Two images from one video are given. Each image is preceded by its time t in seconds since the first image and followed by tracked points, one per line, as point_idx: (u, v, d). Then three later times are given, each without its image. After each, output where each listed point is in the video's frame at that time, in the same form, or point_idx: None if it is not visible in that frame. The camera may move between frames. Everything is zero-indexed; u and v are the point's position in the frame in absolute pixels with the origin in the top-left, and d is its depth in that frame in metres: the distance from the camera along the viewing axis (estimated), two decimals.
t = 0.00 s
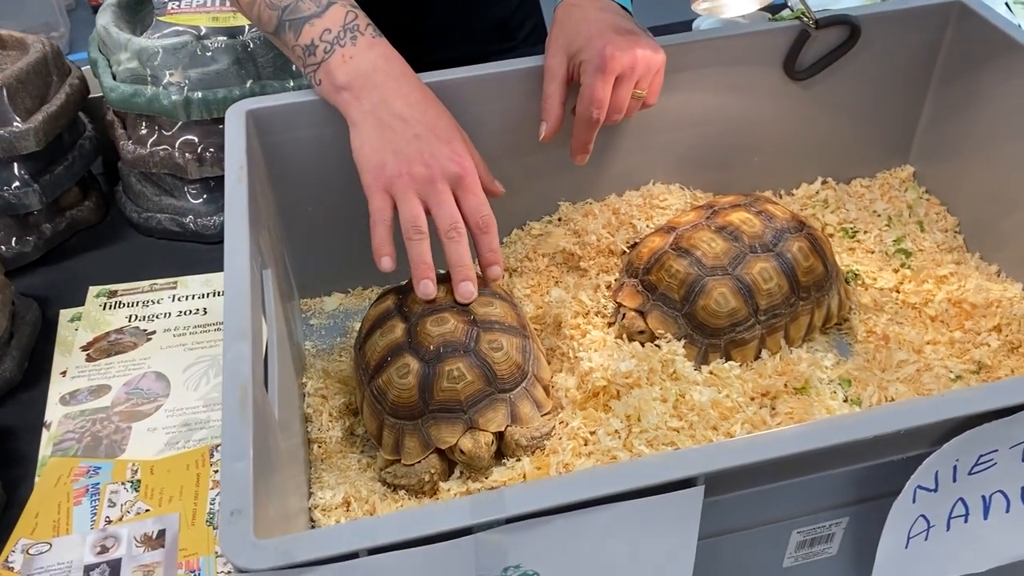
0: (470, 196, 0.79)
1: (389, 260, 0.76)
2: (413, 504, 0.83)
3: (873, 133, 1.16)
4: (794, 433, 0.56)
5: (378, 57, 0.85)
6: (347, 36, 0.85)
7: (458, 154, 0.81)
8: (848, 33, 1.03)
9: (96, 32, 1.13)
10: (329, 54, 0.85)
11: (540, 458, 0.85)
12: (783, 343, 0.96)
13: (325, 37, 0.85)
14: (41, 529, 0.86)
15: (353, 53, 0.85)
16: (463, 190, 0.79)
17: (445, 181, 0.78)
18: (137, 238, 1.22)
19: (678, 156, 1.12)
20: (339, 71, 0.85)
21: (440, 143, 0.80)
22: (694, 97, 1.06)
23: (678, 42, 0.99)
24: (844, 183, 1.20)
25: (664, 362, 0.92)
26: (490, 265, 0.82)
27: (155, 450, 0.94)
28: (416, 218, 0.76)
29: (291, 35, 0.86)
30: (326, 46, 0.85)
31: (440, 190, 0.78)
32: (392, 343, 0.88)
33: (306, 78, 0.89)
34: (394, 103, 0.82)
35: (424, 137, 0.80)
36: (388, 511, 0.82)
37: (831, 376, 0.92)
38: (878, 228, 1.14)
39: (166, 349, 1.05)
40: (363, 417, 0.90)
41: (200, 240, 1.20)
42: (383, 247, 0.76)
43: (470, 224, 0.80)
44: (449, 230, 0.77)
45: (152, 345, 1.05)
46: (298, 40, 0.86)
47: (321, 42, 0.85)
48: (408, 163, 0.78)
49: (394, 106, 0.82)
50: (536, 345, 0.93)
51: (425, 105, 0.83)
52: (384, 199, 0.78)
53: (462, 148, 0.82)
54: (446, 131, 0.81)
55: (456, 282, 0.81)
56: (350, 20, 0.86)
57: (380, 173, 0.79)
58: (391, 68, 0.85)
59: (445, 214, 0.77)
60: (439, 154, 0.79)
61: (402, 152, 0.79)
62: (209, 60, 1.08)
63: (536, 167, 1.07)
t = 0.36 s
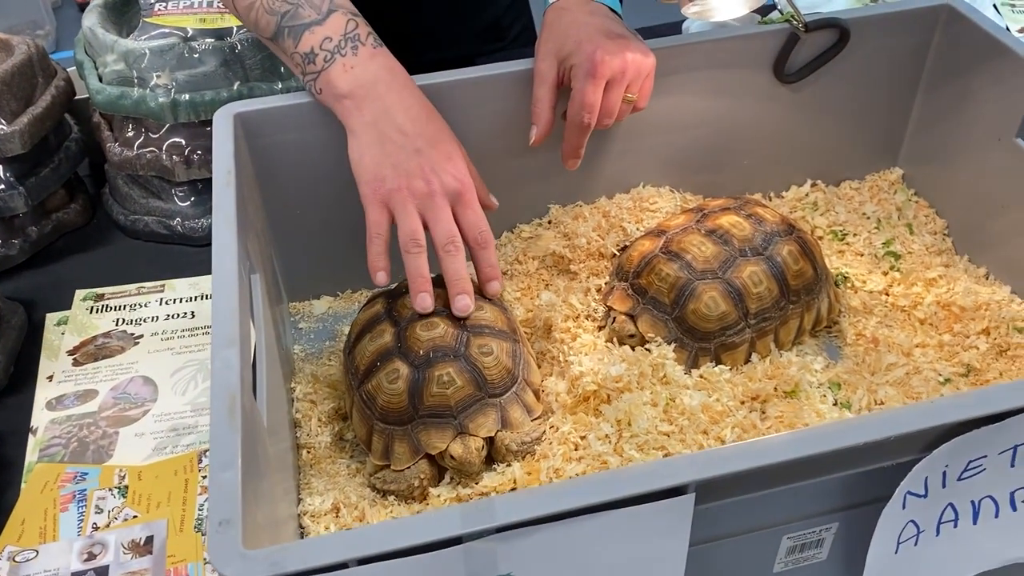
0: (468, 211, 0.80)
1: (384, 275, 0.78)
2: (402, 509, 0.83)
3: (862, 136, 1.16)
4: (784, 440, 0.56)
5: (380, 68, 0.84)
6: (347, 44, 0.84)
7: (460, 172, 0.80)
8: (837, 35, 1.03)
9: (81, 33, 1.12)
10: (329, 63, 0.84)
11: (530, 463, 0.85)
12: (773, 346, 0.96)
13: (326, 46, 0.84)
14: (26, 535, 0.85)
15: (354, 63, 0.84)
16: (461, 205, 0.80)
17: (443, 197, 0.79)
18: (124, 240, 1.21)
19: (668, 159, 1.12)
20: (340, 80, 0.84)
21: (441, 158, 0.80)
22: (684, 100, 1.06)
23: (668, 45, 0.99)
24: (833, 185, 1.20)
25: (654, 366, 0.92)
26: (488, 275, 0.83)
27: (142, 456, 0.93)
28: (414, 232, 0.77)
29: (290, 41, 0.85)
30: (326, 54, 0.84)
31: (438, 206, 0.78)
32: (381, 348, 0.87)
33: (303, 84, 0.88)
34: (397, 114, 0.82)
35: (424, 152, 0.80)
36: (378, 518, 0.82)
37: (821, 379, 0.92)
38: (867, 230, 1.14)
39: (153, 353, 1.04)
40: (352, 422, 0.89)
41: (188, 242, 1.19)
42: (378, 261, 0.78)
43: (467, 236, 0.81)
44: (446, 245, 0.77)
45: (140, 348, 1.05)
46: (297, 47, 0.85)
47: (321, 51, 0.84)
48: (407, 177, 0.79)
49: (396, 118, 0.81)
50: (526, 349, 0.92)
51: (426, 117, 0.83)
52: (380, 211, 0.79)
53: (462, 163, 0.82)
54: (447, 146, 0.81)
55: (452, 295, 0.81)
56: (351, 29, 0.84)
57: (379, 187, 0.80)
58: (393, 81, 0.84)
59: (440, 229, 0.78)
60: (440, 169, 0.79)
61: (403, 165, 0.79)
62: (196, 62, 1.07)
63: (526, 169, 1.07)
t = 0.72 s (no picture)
0: (466, 213, 0.80)
1: (385, 279, 0.77)
2: (398, 512, 0.83)
3: (857, 137, 1.16)
4: (781, 444, 0.56)
5: (375, 73, 0.84)
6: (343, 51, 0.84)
7: (459, 177, 0.80)
8: (834, 36, 1.03)
9: (74, 32, 1.11)
10: (324, 68, 0.84)
11: (526, 466, 0.84)
12: (769, 348, 0.96)
13: (322, 50, 0.84)
14: (19, 539, 0.85)
15: (350, 68, 0.84)
16: (460, 208, 0.80)
17: (440, 201, 0.78)
18: (118, 241, 1.20)
19: (664, 160, 1.12)
20: (335, 85, 0.84)
21: (436, 159, 0.80)
22: (682, 100, 1.06)
23: (664, 46, 0.99)
24: (828, 186, 1.20)
25: (651, 368, 0.92)
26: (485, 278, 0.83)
27: (136, 459, 0.93)
28: (412, 236, 0.77)
29: (287, 45, 0.85)
30: (322, 59, 0.84)
31: (436, 209, 0.78)
32: (377, 350, 0.87)
33: (298, 88, 0.88)
34: (391, 119, 0.81)
35: (420, 155, 0.79)
36: (374, 521, 0.81)
37: (817, 381, 0.93)
38: (863, 231, 1.14)
39: (147, 355, 1.03)
40: (347, 425, 0.89)
41: (181, 243, 1.19)
42: (380, 265, 0.77)
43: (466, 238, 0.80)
44: (445, 248, 0.77)
45: (133, 350, 1.04)
46: (293, 51, 0.85)
47: (318, 55, 0.84)
48: (404, 181, 0.78)
49: (390, 122, 0.81)
50: (523, 351, 0.92)
51: (422, 120, 0.82)
52: (379, 216, 0.79)
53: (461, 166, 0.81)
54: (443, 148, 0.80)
55: (450, 299, 0.80)
56: (348, 33, 0.85)
57: (376, 191, 0.79)
58: (389, 85, 0.83)
59: (439, 232, 0.77)
60: (437, 172, 0.79)
61: (399, 169, 0.79)
62: (190, 61, 1.06)
63: (521, 170, 1.06)
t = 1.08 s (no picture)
0: (455, 212, 0.79)
1: (373, 279, 0.77)
2: (393, 511, 0.83)
3: (852, 136, 1.16)
4: (777, 441, 0.55)
5: (365, 72, 0.83)
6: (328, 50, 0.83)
7: (448, 176, 0.79)
8: (828, 33, 1.03)
9: (66, 28, 1.11)
10: (314, 66, 0.84)
11: (522, 464, 0.84)
12: (764, 345, 0.96)
13: (312, 48, 0.83)
14: (12, 539, 0.84)
15: (338, 66, 0.83)
16: (449, 205, 0.79)
17: (429, 200, 0.78)
18: (111, 239, 1.19)
19: (659, 157, 1.12)
20: (324, 84, 0.83)
21: (424, 157, 0.78)
22: (677, 97, 1.06)
23: (660, 43, 0.98)
24: (823, 183, 1.20)
25: (646, 366, 0.92)
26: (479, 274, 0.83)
27: (129, 457, 0.92)
28: (402, 234, 0.76)
29: (278, 42, 0.84)
30: (312, 58, 0.83)
31: (425, 207, 0.77)
32: (371, 348, 0.87)
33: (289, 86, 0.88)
34: (379, 118, 0.81)
35: (405, 153, 0.78)
36: (368, 520, 0.81)
37: (813, 378, 0.92)
38: (858, 229, 1.14)
39: (140, 354, 1.03)
40: (342, 423, 0.89)
41: (175, 241, 1.18)
42: (367, 264, 0.77)
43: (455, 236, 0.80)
44: (435, 247, 0.77)
45: (126, 349, 1.03)
46: (284, 48, 0.84)
47: (307, 53, 0.83)
48: (392, 181, 0.78)
49: (378, 121, 0.80)
50: (518, 349, 0.92)
51: (411, 118, 0.81)
52: (368, 215, 0.78)
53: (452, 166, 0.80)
54: (431, 145, 0.79)
55: (443, 299, 0.80)
56: (338, 31, 0.84)
57: (365, 191, 0.79)
58: (378, 83, 0.83)
59: (430, 229, 0.77)
60: (424, 170, 0.78)
61: (387, 168, 0.78)
62: (183, 58, 1.06)
63: (516, 167, 1.06)
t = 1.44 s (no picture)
0: (449, 215, 0.79)
1: (367, 279, 0.77)
2: (388, 508, 0.82)
3: (848, 133, 1.16)
4: (774, 437, 0.55)
5: (359, 70, 0.82)
6: (323, 49, 0.82)
7: (442, 179, 0.79)
8: (825, 30, 1.02)
9: (59, 24, 1.10)
10: (307, 65, 0.83)
11: (517, 461, 0.84)
12: (760, 342, 0.96)
13: (305, 47, 0.83)
14: (4, 538, 0.83)
15: (332, 65, 0.82)
16: (443, 208, 0.79)
17: (422, 203, 0.78)
18: (105, 237, 1.19)
19: (656, 153, 1.12)
20: (317, 83, 0.82)
21: (418, 159, 0.78)
22: (674, 94, 1.05)
23: (657, 39, 0.98)
24: (819, 180, 1.20)
25: (642, 363, 0.91)
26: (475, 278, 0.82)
27: (124, 455, 0.92)
28: (395, 237, 0.76)
29: (270, 42, 0.84)
30: (305, 57, 0.83)
31: (418, 209, 0.77)
32: (367, 345, 0.86)
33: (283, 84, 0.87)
34: (374, 118, 0.80)
35: (399, 155, 0.78)
36: (364, 518, 0.81)
37: (809, 375, 0.92)
38: (854, 225, 1.14)
39: (134, 351, 1.02)
40: (337, 420, 0.88)
41: (169, 238, 1.17)
42: (361, 265, 0.77)
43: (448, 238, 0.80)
44: (428, 249, 0.76)
45: (120, 346, 1.03)
46: (277, 48, 0.83)
47: (300, 53, 0.83)
48: (386, 183, 0.77)
49: (372, 121, 0.80)
50: (514, 346, 0.92)
51: (406, 118, 0.81)
52: (362, 216, 0.78)
53: (446, 168, 0.80)
54: (425, 147, 0.79)
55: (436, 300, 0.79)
56: (331, 29, 0.83)
57: (358, 192, 0.78)
58: (372, 82, 0.82)
59: (423, 232, 0.77)
60: (417, 173, 0.78)
61: (381, 170, 0.78)
62: (177, 54, 1.05)
63: (512, 164, 1.06)
